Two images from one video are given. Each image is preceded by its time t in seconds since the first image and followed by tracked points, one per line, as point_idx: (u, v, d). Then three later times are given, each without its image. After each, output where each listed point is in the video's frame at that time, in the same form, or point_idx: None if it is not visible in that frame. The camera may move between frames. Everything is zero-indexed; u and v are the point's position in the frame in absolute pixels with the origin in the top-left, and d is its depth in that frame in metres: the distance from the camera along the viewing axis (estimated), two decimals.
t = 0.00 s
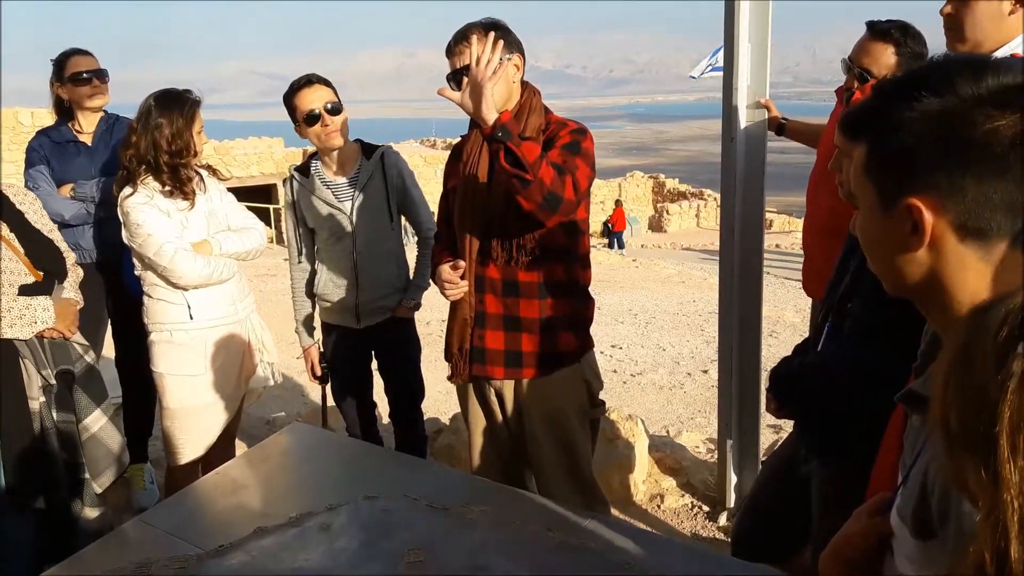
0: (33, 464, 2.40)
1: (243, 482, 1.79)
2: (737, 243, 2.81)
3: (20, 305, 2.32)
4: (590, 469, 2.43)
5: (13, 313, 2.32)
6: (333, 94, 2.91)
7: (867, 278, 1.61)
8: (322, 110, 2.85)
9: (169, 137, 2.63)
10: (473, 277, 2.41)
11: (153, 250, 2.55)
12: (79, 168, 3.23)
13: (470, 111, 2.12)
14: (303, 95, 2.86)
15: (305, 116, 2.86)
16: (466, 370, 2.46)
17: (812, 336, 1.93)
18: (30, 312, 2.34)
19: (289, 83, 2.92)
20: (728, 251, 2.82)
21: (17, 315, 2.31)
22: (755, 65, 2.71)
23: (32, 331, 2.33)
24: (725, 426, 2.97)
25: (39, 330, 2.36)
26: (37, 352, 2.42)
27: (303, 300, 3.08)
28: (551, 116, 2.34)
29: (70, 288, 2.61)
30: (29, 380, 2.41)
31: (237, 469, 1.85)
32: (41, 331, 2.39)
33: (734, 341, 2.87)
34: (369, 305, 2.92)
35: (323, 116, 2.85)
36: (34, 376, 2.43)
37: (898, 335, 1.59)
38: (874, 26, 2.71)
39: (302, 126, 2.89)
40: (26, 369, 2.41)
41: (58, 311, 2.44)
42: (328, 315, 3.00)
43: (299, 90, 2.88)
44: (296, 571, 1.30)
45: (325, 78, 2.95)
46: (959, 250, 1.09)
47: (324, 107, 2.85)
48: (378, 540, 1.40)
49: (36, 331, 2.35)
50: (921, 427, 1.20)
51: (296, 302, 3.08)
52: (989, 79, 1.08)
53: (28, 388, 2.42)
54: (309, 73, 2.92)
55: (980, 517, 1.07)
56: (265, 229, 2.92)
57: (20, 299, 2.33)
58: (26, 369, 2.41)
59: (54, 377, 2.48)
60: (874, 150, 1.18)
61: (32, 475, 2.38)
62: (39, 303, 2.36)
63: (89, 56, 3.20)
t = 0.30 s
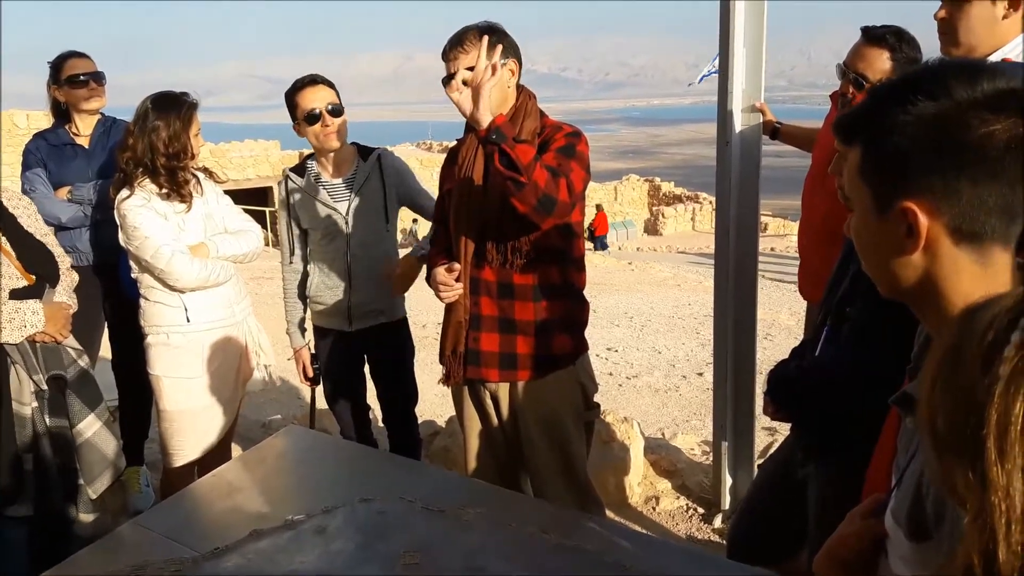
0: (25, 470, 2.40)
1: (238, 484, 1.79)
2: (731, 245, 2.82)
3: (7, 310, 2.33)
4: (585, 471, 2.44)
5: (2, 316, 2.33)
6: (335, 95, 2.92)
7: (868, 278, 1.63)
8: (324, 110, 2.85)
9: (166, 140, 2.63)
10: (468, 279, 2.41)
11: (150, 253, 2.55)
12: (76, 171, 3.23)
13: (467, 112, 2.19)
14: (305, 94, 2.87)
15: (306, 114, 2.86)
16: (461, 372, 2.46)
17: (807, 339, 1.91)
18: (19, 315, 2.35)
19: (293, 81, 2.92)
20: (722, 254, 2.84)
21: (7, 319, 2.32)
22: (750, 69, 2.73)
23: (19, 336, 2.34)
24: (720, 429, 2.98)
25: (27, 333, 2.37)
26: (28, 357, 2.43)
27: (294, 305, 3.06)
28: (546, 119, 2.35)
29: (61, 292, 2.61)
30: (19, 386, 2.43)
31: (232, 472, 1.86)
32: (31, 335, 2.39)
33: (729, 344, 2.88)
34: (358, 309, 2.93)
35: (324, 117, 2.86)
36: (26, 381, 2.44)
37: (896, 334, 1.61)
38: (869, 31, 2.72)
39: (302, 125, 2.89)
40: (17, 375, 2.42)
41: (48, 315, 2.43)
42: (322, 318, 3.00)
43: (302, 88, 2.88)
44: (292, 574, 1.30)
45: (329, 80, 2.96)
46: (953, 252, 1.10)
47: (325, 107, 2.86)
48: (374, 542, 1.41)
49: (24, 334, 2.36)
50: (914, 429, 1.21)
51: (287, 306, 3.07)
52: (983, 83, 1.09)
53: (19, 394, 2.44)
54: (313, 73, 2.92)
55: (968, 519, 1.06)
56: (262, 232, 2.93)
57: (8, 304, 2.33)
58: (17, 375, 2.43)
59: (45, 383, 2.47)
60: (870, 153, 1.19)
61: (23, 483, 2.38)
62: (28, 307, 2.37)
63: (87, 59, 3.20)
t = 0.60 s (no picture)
0: (30, 474, 2.41)
1: (238, 487, 1.80)
2: (730, 248, 2.82)
3: (11, 315, 2.29)
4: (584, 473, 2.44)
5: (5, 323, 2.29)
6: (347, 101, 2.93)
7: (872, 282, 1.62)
8: (336, 114, 2.85)
9: (166, 142, 2.63)
10: (466, 282, 2.41)
11: (150, 256, 2.55)
12: (76, 174, 3.23)
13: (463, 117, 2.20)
14: (319, 95, 2.86)
15: (316, 115, 2.85)
16: (459, 374, 2.46)
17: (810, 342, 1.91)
18: (22, 321, 2.30)
19: (306, 79, 2.91)
20: (721, 257, 2.84)
21: (11, 326, 2.28)
22: (748, 72, 2.74)
23: (26, 340, 2.30)
24: (719, 431, 2.98)
25: (32, 339, 2.33)
26: (32, 361, 2.43)
27: (292, 305, 3.05)
28: (543, 123, 2.35)
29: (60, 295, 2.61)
30: (24, 391, 2.41)
31: (232, 474, 1.86)
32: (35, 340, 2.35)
33: (727, 345, 2.89)
34: (360, 304, 2.93)
35: (335, 121, 2.86)
36: (30, 386, 2.43)
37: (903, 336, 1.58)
38: (867, 34, 2.74)
39: (309, 125, 2.89)
40: (22, 378, 2.41)
41: (51, 319, 2.41)
42: (320, 319, 2.99)
43: (315, 89, 2.88)
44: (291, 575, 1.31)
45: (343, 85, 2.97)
46: (951, 255, 1.12)
47: (337, 112, 2.86)
48: (373, 544, 1.41)
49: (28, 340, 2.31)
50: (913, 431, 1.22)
51: (285, 307, 3.06)
52: (986, 86, 1.09)
53: (23, 398, 2.42)
54: (329, 75, 2.92)
55: (960, 515, 1.06)
56: (261, 234, 2.93)
57: (9, 309, 2.30)
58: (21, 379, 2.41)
59: (50, 386, 2.46)
60: (871, 154, 1.19)
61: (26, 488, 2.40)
62: (32, 313, 2.33)
63: (86, 62, 3.20)
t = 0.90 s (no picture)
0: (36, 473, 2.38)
1: (240, 488, 1.80)
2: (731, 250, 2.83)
3: (18, 317, 2.27)
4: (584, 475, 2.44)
5: (13, 324, 2.27)
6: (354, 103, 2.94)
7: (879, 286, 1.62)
8: (343, 117, 2.87)
9: (170, 144, 2.64)
10: (467, 284, 2.42)
11: (153, 257, 2.56)
12: (80, 176, 3.24)
13: (463, 121, 2.21)
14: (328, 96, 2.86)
15: (324, 117, 2.86)
16: (461, 375, 2.46)
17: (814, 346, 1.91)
18: (29, 323, 2.29)
19: (313, 79, 2.91)
20: (722, 259, 2.84)
21: (15, 327, 2.26)
22: (750, 75, 2.75)
23: (32, 342, 2.28)
24: (721, 433, 2.99)
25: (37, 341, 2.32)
26: (36, 363, 2.43)
27: (296, 305, 3.06)
28: (546, 125, 2.36)
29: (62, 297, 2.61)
30: (28, 391, 2.41)
31: (235, 475, 1.86)
32: (39, 342, 2.33)
33: (729, 347, 2.88)
34: (363, 297, 2.94)
35: (342, 123, 2.88)
36: (34, 387, 2.43)
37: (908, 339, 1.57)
38: (870, 35, 2.74)
39: (315, 125, 2.89)
40: (26, 380, 2.41)
41: (56, 321, 2.42)
42: (323, 319, 2.98)
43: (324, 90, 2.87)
44: None
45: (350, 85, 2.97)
46: (955, 255, 1.12)
47: (344, 115, 2.87)
48: (375, 545, 1.42)
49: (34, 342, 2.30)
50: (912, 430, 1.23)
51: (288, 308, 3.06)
52: (993, 89, 1.09)
53: (26, 400, 2.42)
54: (337, 76, 2.92)
55: (956, 506, 1.07)
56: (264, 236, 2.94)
57: (17, 311, 2.28)
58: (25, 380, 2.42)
59: (54, 388, 2.48)
60: (877, 154, 1.20)
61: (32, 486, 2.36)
62: (38, 315, 2.31)
63: (89, 65, 3.21)
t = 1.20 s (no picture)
0: (31, 472, 2.40)
1: (239, 489, 1.80)
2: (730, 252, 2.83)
3: (15, 316, 2.27)
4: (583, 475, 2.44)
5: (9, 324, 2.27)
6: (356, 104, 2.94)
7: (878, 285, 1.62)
8: (343, 117, 2.87)
9: (169, 145, 2.64)
10: (466, 285, 2.41)
11: (152, 257, 2.56)
12: (78, 177, 3.24)
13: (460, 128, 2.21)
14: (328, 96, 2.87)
15: (324, 117, 2.86)
16: (459, 376, 2.46)
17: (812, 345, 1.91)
18: (27, 322, 2.29)
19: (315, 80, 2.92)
20: (722, 261, 2.85)
21: (12, 326, 2.27)
22: (748, 76, 2.75)
23: (28, 342, 2.28)
24: (720, 434, 2.99)
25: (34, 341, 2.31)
26: (34, 362, 2.43)
27: (295, 306, 3.07)
28: (544, 126, 2.36)
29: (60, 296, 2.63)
30: (25, 390, 2.41)
31: (234, 476, 1.86)
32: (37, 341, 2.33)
33: (728, 348, 2.89)
34: (363, 296, 2.93)
35: (342, 123, 2.88)
36: (31, 386, 2.43)
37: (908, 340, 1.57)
38: (867, 32, 2.74)
39: (316, 125, 2.89)
40: (23, 379, 2.41)
41: (53, 321, 2.41)
42: (323, 319, 2.98)
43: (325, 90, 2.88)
44: None
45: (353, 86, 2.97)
46: (948, 256, 1.13)
47: (344, 115, 2.87)
48: (375, 546, 1.42)
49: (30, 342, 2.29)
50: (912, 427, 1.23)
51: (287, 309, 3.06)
52: (989, 90, 1.09)
53: (23, 399, 2.42)
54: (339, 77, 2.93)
55: (954, 506, 1.07)
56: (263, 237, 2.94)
57: (14, 311, 2.28)
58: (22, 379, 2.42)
59: (50, 388, 2.47)
60: (876, 154, 1.20)
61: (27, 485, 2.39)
62: (36, 314, 2.31)
63: (88, 65, 3.21)
